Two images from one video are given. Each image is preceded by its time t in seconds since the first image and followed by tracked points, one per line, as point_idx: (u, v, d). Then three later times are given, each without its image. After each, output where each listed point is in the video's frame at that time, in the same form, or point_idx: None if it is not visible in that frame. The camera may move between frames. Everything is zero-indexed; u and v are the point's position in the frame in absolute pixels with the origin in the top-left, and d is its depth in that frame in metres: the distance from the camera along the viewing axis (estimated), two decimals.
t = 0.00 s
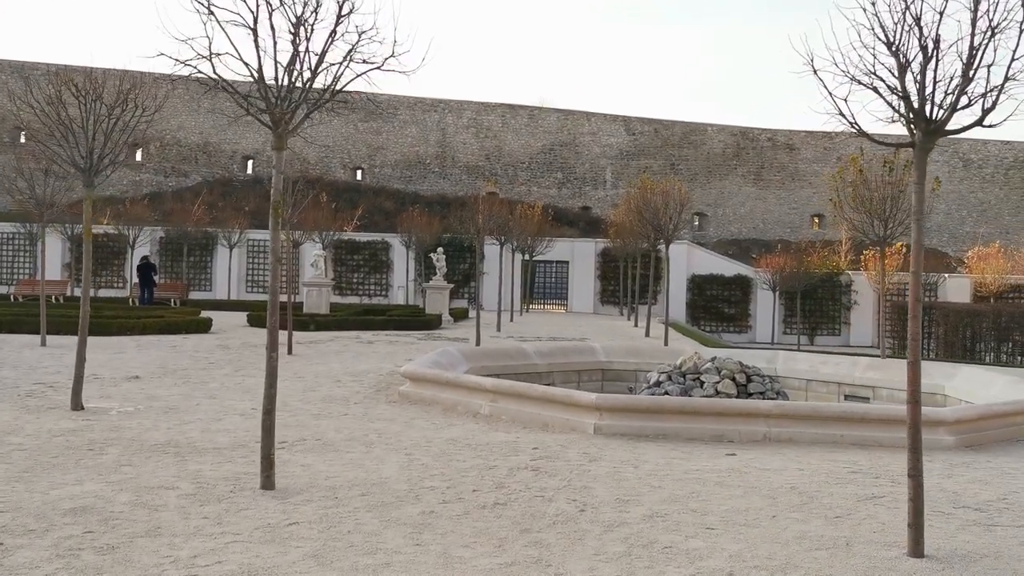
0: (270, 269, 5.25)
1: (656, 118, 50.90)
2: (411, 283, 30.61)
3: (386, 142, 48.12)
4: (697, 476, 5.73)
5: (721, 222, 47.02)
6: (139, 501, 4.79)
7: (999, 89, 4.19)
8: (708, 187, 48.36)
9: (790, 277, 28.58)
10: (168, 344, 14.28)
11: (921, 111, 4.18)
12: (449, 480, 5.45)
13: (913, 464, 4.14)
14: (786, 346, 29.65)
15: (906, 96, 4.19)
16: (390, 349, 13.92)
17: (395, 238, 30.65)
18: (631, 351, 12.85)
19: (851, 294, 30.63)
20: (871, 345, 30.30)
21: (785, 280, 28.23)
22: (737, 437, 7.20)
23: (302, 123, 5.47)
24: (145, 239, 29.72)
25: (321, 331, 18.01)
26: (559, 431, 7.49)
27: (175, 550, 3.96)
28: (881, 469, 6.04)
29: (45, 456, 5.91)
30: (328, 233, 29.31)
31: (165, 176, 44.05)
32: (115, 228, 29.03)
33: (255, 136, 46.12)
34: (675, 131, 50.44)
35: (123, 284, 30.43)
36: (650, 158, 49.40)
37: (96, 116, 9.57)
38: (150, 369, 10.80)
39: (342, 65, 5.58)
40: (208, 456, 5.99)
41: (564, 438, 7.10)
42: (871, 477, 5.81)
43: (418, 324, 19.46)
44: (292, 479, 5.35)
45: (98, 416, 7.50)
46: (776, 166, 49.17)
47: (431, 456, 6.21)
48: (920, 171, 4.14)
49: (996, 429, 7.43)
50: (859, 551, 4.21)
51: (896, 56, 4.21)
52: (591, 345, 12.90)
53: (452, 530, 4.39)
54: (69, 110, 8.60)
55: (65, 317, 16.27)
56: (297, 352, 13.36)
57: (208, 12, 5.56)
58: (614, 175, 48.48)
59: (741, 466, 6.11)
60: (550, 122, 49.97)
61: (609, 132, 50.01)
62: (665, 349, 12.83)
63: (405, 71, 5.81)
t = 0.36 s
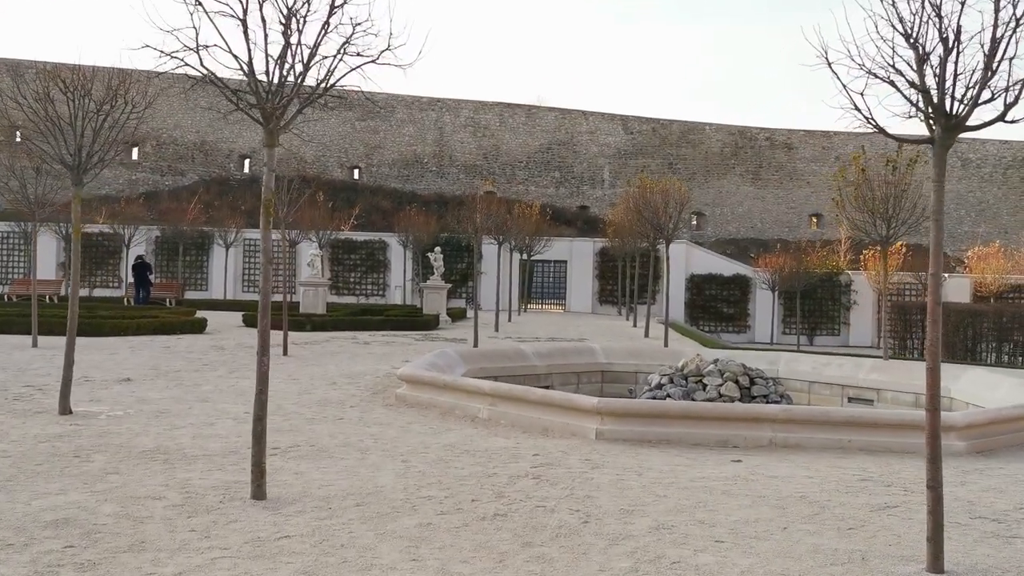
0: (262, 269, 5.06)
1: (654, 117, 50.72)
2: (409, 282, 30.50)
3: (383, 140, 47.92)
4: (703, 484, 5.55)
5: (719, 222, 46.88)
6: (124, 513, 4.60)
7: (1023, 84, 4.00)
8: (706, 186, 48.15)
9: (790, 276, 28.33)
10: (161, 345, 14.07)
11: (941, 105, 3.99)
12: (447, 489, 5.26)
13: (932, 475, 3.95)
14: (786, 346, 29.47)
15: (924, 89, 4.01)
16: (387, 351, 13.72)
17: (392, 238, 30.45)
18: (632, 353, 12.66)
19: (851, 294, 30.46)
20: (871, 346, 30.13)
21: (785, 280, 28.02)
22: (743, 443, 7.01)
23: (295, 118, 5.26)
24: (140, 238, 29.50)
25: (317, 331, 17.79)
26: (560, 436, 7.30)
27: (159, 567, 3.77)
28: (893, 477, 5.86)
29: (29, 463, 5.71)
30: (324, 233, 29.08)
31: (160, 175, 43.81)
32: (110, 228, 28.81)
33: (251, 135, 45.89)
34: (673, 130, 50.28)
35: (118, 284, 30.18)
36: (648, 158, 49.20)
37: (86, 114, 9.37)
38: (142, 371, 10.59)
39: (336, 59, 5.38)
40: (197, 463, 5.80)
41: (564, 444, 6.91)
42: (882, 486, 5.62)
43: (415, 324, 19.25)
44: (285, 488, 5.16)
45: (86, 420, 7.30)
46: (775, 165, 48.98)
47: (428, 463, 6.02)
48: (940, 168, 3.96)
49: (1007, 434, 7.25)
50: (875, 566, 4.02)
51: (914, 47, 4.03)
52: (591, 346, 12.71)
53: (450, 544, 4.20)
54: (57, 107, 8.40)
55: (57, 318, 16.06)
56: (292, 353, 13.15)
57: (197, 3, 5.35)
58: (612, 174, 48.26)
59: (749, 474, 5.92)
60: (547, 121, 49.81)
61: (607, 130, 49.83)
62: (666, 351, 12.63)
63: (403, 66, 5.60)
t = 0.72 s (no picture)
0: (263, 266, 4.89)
1: (653, 116, 50.43)
2: (409, 281, 30.33)
3: (382, 139, 47.74)
4: (718, 488, 5.38)
5: (719, 221, 46.78)
6: (121, 518, 4.43)
7: None
8: (706, 185, 48.08)
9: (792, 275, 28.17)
10: (160, 344, 13.90)
11: (975, 95, 3.83)
12: (455, 493, 5.09)
13: (964, 481, 3.78)
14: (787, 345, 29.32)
15: (957, 79, 3.84)
16: (388, 350, 13.56)
17: (392, 236, 30.23)
18: (636, 352, 12.49)
19: (853, 293, 30.32)
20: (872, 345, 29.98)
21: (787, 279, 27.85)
22: (756, 445, 6.83)
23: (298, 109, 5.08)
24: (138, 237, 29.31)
25: (317, 331, 17.60)
26: (567, 438, 7.13)
27: None
28: (913, 482, 5.69)
29: (23, 465, 5.53)
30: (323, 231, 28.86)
31: (159, 174, 43.62)
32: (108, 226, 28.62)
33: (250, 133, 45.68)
34: (673, 129, 49.99)
35: (115, 283, 29.98)
36: (648, 157, 49.01)
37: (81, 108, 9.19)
38: (140, 371, 10.42)
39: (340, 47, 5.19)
40: (196, 466, 5.63)
41: (572, 446, 6.74)
42: (903, 490, 5.46)
43: (416, 323, 19.08)
44: (287, 492, 4.99)
45: (82, 421, 7.12)
46: (775, 165, 48.80)
47: (434, 466, 5.85)
48: (973, 161, 3.79)
49: None
50: None
51: (946, 35, 3.86)
52: (594, 346, 12.53)
53: (460, 552, 4.02)
54: (52, 100, 8.22)
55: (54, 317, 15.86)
56: (292, 353, 12.98)
57: None
58: (612, 173, 48.12)
59: (764, 477, 5.75)
60: (547, 120, 49.47)
61: (607, 129, 49.55)
62: (670, 350, 12.45)
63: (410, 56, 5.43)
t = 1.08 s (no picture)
0: (268, 266, 4.72)
1: (654, 115, 50.11)
2: (409, 280, 30.16)
3: (381, 138, 47.56)
4: (738, 495, 5.22)
5: (719, 220, 46.68)
6: (121, 529, 4.26)
7: None
8: (707, 183, 48.00)
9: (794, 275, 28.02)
10: (159, 344, 13.72)
11: (1015, 88, 3.67)
12: (466, 501, 4.92)
13: (1003, 490, 3.61)
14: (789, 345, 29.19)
15: (997, 70, 3.68)
16: (391, 350, 13.39)
17: (392, 235, 30.05)
18: (642, 353, 12.32)
19: (855, 293, 30.19)
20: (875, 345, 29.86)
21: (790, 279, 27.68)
22: (772, 449, 6.68)
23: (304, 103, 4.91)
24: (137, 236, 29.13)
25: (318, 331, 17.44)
26: (578, 442, 6.97)
27: None
28: (937, 488, 5.53)
29: (20, 471, 5.36)
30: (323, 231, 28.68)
31: (157, 173, 43.43)
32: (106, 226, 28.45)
33: (248, 132, 45.47)
34: (674, 128, 49.72)
35: (114, 282, 29.80)
36: (648, 156, 48.82)
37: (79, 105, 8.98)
38: (139, 372, 10.24)
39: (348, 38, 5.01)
40: (199, 471, 5.46)
41: (584, 450, 6.57)
42: (928, 497, 5.30)
43: (417, 323, 18.90)
44: (293, 500, 4.82)
45: (81, 425, 6.95)
46: (775, 163, 48.64)
47: (443, 472, 5.68)
48: (1013, 155, 3.64)
49: None
50: None
51: (984, 25, 3.70)
52: (600, 346, 12.36)
53: (476, 564, 3.86)
54: (50, 96, 8.04)
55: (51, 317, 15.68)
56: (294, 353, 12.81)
57: None
58: (611, 172, 48.00)
59: (783, 483, 5.59)
60: (547, 119, 49.19)
61: (606, 128, 49.35)
62: (676, 351, 12.29)
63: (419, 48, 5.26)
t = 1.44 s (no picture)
0: (268, 263, 4.55)
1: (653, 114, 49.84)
2: (408, 281, 30.00)
3: (380, 138, 47.35)
4: (753, 500, 5.06)
5: (718, 221, 46.51)
6: (116, 536, 4.09)
7: None
8: (707, 183, 47.86)
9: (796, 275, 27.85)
10: (157, 344, 13.54)
11: None
12: (473, 506, 4.75)
13: None
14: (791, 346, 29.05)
15: None
16: (392, 351, 13.22)
17: (391, 235, 29.90)
18: (646, 354, 12.15)
19: (856, 293, 30.03)
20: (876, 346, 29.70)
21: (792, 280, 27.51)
22: (784, 452, 6.52)
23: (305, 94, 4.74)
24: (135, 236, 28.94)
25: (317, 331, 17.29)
26: (586, 445, 6.80)
27: None
28: (957, 494, 5.37)
29: (13, 476, 5.19)
30: (322, 230, 28.51)
31: (155, 172, 43.25)
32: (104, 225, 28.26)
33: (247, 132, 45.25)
34: (673, 128, 49.37)
35: (112, 282, 29.62)
36: (648, 156, 48.63)
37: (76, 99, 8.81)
38: (136, 372, 10.07)
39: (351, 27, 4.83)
40: (196, 476, 5.29)
41: (592, 454, 6.41)
42: (948, 502, 5.15)
43: (418, 323, 18.73)
44: (294, 506, 4.66)
45: (76, 427, 6.78)
46: (775, 164, 48.47)
47: (449, 476, 5.51)
48: None
49: None
50: None
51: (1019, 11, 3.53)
52: (603, 347, 12.20)
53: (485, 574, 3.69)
54: (45, 91, 7.85)
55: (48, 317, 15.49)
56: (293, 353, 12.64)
57: None
58: (611, 172, 47.87)
59: (798, 488, 5.43)
60: (546, 119, 49.00)
61: (606, 128, 49.14)
62: (681, 352, 12.13)
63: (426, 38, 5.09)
